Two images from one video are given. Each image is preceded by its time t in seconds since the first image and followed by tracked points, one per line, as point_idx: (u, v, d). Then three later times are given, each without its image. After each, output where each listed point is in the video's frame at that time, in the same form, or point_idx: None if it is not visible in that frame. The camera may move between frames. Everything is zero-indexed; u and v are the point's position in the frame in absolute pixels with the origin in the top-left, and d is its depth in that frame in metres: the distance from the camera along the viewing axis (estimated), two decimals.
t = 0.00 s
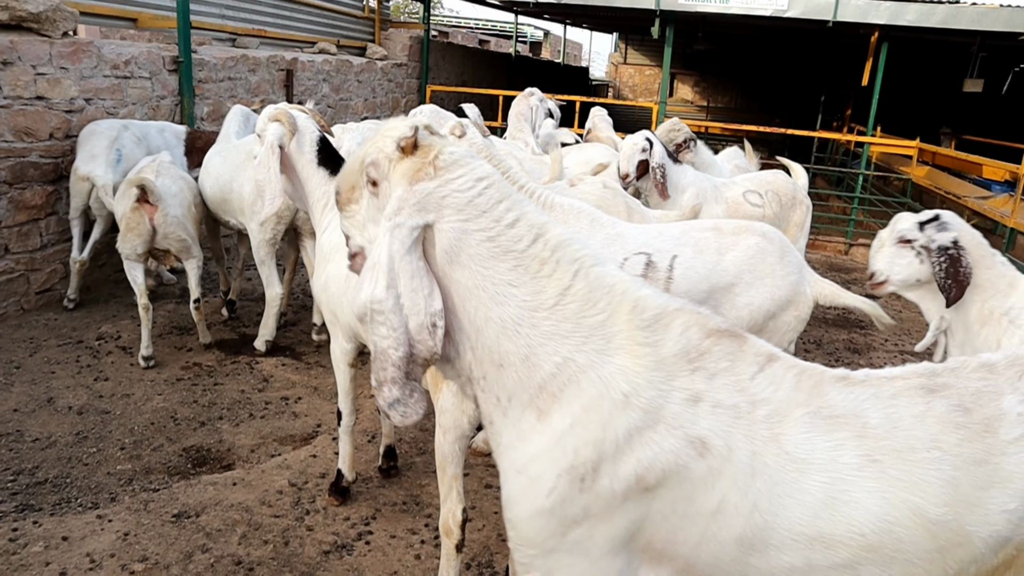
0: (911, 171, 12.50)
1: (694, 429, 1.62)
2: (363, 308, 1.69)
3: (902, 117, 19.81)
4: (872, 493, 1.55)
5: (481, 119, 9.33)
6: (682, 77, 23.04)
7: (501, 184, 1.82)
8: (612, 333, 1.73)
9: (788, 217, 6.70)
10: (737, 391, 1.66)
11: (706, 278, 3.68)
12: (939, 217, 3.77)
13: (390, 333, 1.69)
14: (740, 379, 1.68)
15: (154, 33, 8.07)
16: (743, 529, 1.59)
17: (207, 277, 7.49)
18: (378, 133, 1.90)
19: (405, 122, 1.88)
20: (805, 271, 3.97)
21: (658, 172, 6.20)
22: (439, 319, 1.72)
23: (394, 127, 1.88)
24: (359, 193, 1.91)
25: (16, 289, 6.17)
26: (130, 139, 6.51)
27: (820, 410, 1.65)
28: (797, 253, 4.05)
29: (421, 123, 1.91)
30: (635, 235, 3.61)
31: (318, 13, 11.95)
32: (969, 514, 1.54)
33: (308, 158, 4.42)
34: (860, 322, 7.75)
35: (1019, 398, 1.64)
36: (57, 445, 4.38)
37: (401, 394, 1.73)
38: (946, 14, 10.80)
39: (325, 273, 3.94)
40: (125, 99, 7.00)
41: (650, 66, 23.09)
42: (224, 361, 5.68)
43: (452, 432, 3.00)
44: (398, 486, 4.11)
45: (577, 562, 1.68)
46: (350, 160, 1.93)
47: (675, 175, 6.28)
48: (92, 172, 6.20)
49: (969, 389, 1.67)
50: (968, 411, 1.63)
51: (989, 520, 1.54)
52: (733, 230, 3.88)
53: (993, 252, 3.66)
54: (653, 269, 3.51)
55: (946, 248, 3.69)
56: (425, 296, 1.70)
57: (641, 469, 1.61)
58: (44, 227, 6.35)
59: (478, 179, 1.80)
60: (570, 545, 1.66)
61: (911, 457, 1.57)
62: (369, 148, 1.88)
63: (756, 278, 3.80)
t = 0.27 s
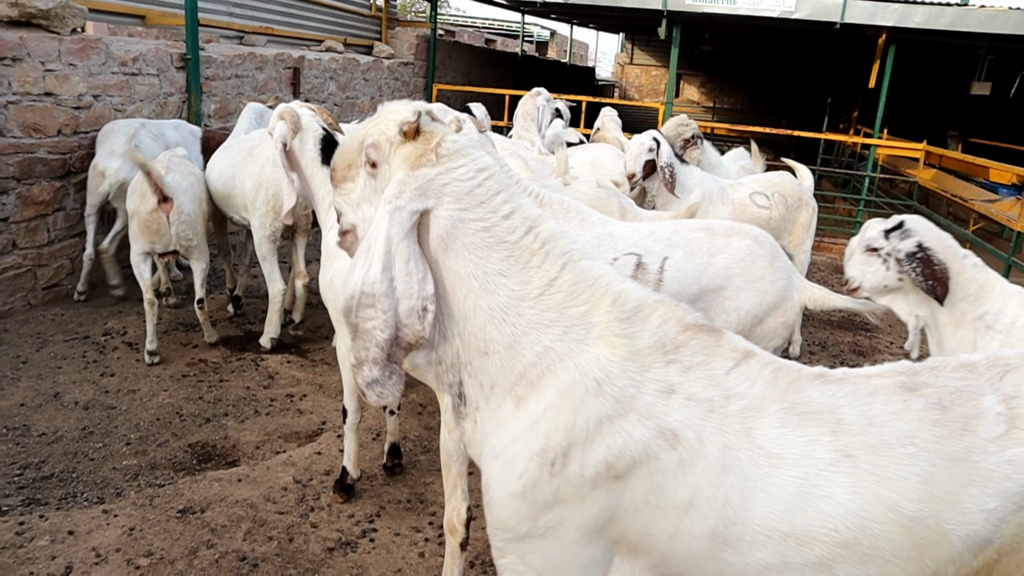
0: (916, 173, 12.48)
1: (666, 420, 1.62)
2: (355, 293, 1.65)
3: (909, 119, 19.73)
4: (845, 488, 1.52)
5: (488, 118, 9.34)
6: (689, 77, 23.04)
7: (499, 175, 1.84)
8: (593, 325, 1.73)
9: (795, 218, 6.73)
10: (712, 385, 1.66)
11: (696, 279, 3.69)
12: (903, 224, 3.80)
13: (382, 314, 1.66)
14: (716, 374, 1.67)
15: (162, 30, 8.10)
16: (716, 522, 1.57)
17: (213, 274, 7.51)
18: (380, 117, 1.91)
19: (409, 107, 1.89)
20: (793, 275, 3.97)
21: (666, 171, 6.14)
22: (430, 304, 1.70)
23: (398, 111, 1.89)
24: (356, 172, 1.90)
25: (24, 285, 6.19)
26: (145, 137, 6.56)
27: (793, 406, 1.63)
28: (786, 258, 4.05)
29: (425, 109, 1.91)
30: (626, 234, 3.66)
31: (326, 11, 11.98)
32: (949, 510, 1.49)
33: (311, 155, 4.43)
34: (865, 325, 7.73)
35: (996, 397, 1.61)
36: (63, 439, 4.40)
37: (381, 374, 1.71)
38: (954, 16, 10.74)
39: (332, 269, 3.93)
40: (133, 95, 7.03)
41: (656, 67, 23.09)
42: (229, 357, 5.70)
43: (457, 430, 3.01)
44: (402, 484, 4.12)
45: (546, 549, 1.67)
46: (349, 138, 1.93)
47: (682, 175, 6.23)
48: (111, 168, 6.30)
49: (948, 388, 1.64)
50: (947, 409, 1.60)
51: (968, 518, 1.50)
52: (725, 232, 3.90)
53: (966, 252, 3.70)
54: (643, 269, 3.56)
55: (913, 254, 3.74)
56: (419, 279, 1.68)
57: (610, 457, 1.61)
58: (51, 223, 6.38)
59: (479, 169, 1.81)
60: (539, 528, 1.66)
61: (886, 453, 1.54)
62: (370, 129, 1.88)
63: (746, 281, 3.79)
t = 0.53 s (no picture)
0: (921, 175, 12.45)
1: (644, 416, 1.66)
2: (343, 283, 1.73)
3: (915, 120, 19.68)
4: (821, 485, 1.54)
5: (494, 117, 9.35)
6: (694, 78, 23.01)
7: (498, 171, 1.91)
8: (577, 318, 1.79)
9: (801, 219, 6.74)
10: (689, 382, 1.69)
11: (687, 280, 3.68)
12: (878, 229, 3.81)
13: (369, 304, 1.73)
14: (695, 371, 1.71)
15: (169, 27, 8.11)
16: (689, 519, 1.59)
17: (218, 270, 7.53)
18: (380, 104, 1.98)
19: (409, 95, 1.95)
20: (784, 280, 3.97)
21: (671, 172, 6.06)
22: (422, 293, 1.75)
23: (398, 99, 1.96)
24: (354, 155, 1.96)
25: (30, 280, 6.21)
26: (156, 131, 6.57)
27: (771, 403, 1.65)
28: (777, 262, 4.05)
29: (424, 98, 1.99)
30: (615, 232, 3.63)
31: (332, 9, 11.98)
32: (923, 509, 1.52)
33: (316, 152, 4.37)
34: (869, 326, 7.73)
35: (977, 396, 1.63)
36: (68, 434, 4.42)
37: (366, 360, 1.79)
38: (961, 17, 10.70)
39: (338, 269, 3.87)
40: (139, 92, 7.04)
41: (662, 66, 23.06)
42: (234, 354, 5.71)
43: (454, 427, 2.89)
44: (406, 482, 4.13)
45: (525, 539, 1.71)
46: (349, 122, 1.99)
47: (688, 175, 6.14)
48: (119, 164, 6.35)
49: (928, 387, 1.67)
50: (927, 406, 1.62)
51: (945, 518, 1.52)
52: (718, 234, 3.90)
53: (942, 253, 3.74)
54: (633, 271, 3.53)
55: (885, 260, 3.77)
56: (413, 270, 1.74)
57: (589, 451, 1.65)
58: (58, 219, 6.39)
59: (477, 163, 1.88)
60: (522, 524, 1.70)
61: (864, 450, 1.56)
62: (370, 116, 1.95)
63: (737, 286, 3.80)
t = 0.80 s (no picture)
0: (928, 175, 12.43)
1: (619, 411, 1.78)
2: (337, 272, 1.84)
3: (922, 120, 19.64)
4: (789, 486, 1.65)
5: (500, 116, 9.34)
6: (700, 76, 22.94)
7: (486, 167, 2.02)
8: (555, 311, 1.90)
9: (808, 219, 6.72)
10: (664, 379, 1.80)
11: (677, 282, 3.68)
12: (862, 228, 3.86)
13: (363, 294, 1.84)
14: (671, 367, 1.82)
15: (175, 24, 8.13)
16: (661, 513, 1.72)
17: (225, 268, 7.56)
18: (372, 92, 2.05)
19: (400, 85, 2.03)
20: (776, 276, 3.97)
21: (675, 171, 6.10)
22: (412, 282, 1.92)
23: (390, 89, 2.03)
24: (348, 142, 2.05)
25: (37, 277, 6.24)
26: (171, 132, 6.67)
27: (745, 402, 1.75)
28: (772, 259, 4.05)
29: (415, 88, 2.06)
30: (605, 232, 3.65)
31: (339, 7, 11.98)
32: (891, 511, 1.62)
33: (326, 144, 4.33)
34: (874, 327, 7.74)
35: (954, 395, 1.71)
36: (76, 431, 4.44)
37: (360, 350, 1.89)
38: (970, 17, 10.64)
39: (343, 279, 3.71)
40: (147, 90, 7.06)
41: (667, 65, 22.99)
42: (241, 352, 5.72)
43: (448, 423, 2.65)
44: (412, 480, 4.14)
45: (506, 526, 1.85)
46: (343, 109, 2.06)
47: (695, 175, 6.19)
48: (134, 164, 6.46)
49: (905, 386, 1.75)
50: (902, 407, 1.71)
51: (914, 519, 1.63)
52: (708, 236, 3.90)
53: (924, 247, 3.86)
54: (620, 272, 3.52)
55: (859, 261, 3.86)
56: (403, 259, 1.90)
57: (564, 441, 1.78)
58: (65, 216, 6.42)
59: (466, 159, 1.99)
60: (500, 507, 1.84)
61: (833, 452, 1.66)
62: (362, 103, 2.02)
63: (727, 283, 3.81)
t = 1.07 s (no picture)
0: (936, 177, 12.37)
1: (594, 409, 1.87)
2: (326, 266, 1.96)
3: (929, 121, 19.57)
4: (757, 489, 1.69)
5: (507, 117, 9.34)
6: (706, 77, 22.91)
7: (461, 160, 2.18)
8: (531, 303, 2.03)
9: (816, 220, 6.67)
10: (638, 378, 1.88)
11: (668, 282, 3.70)
12: (852, 222, 3.85)
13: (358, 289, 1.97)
14: (646, 367, 1.89)
15: (184, 25, 8.16)
16: (634, 511, 1.80)
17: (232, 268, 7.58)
18: (354, 91, 2.26)
19: (379, 83, 2.23)
20: (769, 275, 3.91)
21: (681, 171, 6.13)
22: (402, 271, 2.06)
23: (369, 87, 2.23)
24: (332, 139, 2.27)
25: (45, 276, 6.26)
26: (186, 131, 6.77)
27: (718, 404, 1.80)
28: (767, 258, 4.00)
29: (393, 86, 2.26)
30: (595, 232, 3.75)
31: (346, 8, 12.01)
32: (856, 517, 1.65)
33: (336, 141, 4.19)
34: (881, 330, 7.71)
35: (930, 402, 1.71)
36: (84, 430, 4.46)
37: (363, 345, 2.00)
38: (978, 18, 10.63)
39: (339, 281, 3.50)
40: (155, 90, 7.08)
41: (674, 66, 22.97)
42: (247, 352, 5.74)
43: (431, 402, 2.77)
44: (418, 481, 4.14)
45: (485, 515, 2.00)
46: (327, 108, 2.29)
47: (702, 176, 6.21)
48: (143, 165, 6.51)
49: (881, 393, 1.76)
50: (875, 414, 1.71)
51: (880, 527, 1.65)
52: (700, 235, 3.88)
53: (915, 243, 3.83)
54: (608, 273, 3.62)
55: (838, 255, 3.87)
56: (392, 248, 2.04)
57: (540, 436, 1.89)
58: (74, 215, 6.45)
59: (440, 153, 2.16)
60: (483, 498, 1.98)
61: (803, 457, 1.69)
62: (344, 102, 2.24)
63: (720, 281, 3.79)
